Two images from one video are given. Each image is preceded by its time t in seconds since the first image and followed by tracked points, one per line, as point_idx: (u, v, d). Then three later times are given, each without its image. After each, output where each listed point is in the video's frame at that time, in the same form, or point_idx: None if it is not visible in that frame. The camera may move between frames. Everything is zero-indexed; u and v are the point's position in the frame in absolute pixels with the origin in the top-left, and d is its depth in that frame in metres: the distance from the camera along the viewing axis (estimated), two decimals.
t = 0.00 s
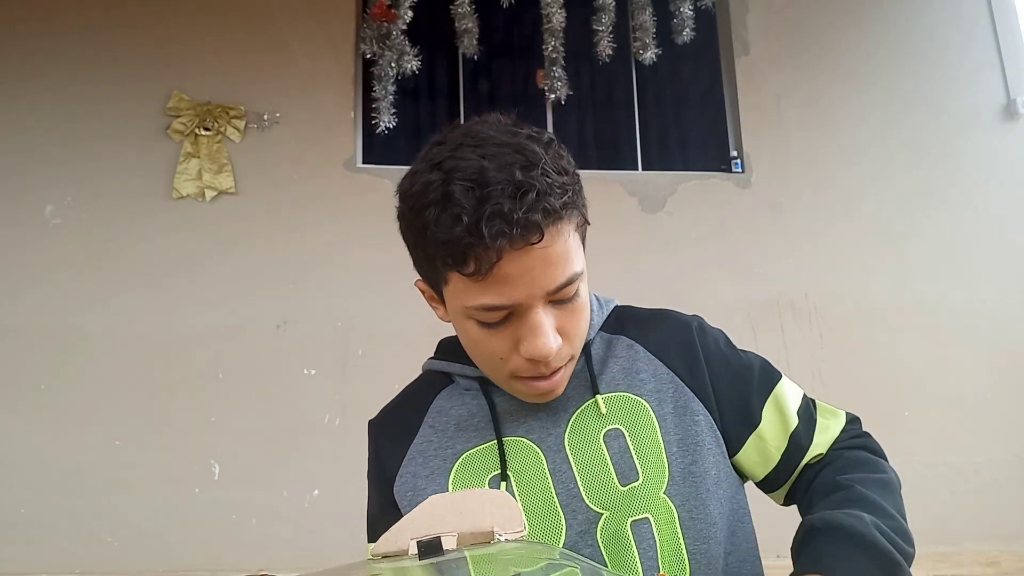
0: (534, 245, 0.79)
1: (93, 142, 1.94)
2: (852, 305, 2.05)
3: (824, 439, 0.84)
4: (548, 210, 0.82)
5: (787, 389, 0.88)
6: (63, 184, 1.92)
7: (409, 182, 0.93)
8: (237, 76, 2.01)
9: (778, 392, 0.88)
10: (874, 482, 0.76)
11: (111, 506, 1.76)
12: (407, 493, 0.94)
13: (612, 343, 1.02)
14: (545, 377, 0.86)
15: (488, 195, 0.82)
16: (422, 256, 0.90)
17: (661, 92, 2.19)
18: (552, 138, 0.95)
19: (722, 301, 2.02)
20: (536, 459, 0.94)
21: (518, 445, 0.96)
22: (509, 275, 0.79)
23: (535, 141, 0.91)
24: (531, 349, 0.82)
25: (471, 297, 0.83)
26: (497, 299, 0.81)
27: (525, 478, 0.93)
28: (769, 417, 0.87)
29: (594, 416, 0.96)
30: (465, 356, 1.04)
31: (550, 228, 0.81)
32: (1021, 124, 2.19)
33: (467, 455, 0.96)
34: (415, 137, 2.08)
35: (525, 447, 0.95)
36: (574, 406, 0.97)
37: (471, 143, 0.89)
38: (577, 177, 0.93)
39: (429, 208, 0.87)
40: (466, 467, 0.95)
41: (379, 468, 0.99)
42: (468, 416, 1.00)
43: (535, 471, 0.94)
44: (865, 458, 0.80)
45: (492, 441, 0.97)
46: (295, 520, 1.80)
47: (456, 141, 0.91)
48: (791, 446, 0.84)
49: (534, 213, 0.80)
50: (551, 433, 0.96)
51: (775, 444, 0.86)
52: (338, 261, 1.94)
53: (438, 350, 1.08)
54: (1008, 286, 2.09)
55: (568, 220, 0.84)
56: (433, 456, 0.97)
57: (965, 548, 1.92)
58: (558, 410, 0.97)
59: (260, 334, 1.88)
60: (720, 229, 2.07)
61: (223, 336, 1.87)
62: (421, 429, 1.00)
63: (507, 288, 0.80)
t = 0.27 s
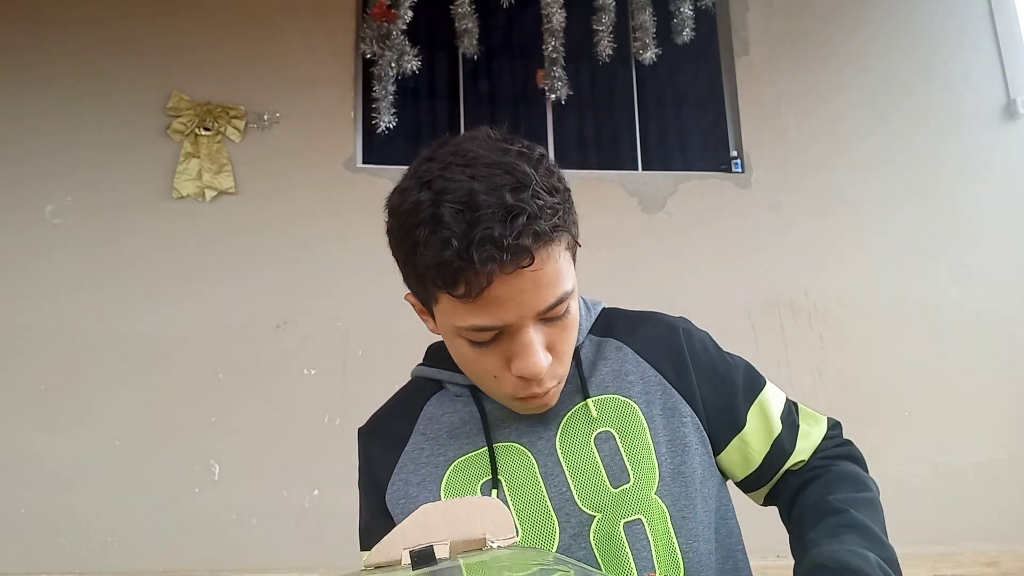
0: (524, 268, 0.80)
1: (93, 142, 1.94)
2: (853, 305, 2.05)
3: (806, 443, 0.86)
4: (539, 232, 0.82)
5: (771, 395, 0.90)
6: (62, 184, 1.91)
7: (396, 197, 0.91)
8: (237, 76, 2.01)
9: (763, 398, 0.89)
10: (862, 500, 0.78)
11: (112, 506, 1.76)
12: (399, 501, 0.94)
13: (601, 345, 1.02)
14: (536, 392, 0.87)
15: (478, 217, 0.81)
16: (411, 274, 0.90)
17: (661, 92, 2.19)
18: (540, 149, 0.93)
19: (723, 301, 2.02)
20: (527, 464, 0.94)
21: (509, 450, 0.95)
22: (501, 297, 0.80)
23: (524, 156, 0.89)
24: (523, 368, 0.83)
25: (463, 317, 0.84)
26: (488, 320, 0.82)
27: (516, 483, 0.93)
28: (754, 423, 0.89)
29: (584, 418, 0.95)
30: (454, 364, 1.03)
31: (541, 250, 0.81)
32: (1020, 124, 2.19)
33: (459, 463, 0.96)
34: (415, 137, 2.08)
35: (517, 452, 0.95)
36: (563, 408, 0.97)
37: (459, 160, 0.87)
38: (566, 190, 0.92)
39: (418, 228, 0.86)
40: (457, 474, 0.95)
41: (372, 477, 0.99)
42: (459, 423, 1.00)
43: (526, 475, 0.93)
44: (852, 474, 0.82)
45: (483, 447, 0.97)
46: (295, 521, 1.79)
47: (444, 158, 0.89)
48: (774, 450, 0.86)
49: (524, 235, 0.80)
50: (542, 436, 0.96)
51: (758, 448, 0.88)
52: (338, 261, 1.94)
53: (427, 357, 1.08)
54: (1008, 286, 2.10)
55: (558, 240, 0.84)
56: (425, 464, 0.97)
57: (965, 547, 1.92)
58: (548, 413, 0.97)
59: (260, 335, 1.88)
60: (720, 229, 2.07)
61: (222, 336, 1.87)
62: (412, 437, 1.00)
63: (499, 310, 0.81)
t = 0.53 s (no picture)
0: (494, 278, 0.80)
1: (93, 143, 1.94)
2: (853, 306, 2.05)
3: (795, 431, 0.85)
4: (507, 241, 0.82)
5: (757, 383, 0.89)
6: (62, 184, 1.92)
7: (368, 214, 0.92)
8: (237, 76, 2.01)
9: (750, 387, 0.89)
10: (850, 490, 0.76)
11: (112, 506, 1.76)
12: (389, 508, 0.95)
13: (583, 342, 1.02)
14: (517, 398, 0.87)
15: (446, 230, 0.82)
16: (386, 288, 0.90)
17: (661, 92, 2.19)
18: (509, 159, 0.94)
19: (723, 301, 2.02)
20: (514, 464, 0.94)
21: (495, 452, 0.96)
22: (472, 308, 0.80)
23: (492, 167, 0.89)
24: (501, 377, 0.83)
25: (438, 330, 0.84)
26: (462, 331, 0.82)
27: (504, 483, 0.93)
28: (739, 412, 0.88)
29: (568, 417, 0.95)
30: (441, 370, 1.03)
31: (510, 259, 0.81)
32: (1021, 124, 2.19)
33: (448, 468, 0.97)
34: (414, 137, 2.08)
35: (503, 453, 0.95)
36: (548, 407, 0.97)
37: (427, 174, 0.88)
38: (536, 197, 0.92)
39: (389, 243, 0.86)
40: (446, 479, 0.96)
41: (364, 483, 1.00)
42: (447, 428, 1.00)
43: (512, 475, 0.94)
44: (842, 462, 0.80)
45: (470, 450, 0.97)
46: (295, 520, 1.80)
47: (413, 172, 0.89)
48: (760, 439, 0.85)
49: (491, 245, 0.80)
50: (528, 436, 0.96)
51: (744, 437, 0.87)
52: (338, 261, 1.94)
53: (415, 364, 1.07)
54: (1008, 286, 2.09)
55: (529, 247, 0.84)
56: (416, 470, 0.98)
57: (966, 548, 1.92)
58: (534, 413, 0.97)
59: (260, 335, 1.88)
60: (720, 229, 2.07)
61: (222, 336, 1.87)
62: (403, 444, 1.01)
63: (471, 320, 0.81)
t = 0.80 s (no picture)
0: (463, 287, 0.80)
1: (93, 143, 1.94)
2: (853, 305, 2.05)
3: (769, 435, 0.86)
4: (475, 249, 0.82)
5: (738, 386, 0.89)
6: (62, 184, 1.92)
7: (343, 228, 0.93)
8: (237, 76, 2.01)
9: (729, 389, 0.89)
10: (801, 518, 0.79)
11: (112, 506, 1.76)
12: (381, 514, 0.96)
13: (568, 340, 1.00)
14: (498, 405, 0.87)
15: (414, 242, 0.82)
16: (364, 301, 0.91)
17: (661, 92, 2.19)
18: (480, 168, 0.94)
19: (723, 301, 2.02)
20: (501, 467, 0.94)
21: (483, 455, 0.96)
22: (443, 319, 0.81)
23: (460, 177, 0.90)
24: (478, 385, 0.83)
25: (413, 341, 0.84)
26: (435, 342, 0.82)
27: (492, 486, 0.94)
28: (718, 411, 0.89)
29: (553, 418, 0.95)
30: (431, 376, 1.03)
31: (479, 267, 0.81)
32: (1020, 123, 2.19)
33: (437, 473, 0.97)
34: (414, 137, 2.08)
35: (491, 457, 0.95)
36: (533, 408, 0.96)
37: (396, 188, 0.89)
38: (507, 203, 0.92)
39: (362, 257, 0.87)
40: (436, 484, 0.96)
41: (358, 490, 1.01)
42: (438, 434, 1.00)
43: (500, 478, 0.94)
44: (805, 489, 0.81)
45: (459, 454, 0.97)
46: (295, 521, 1.80)
47: (383, 185, 0.90)
48: (736, 440, 0.86)
49: (458, 254, 0.81)
50: (514, 438, 0.96)
51: (720, 437, 0.88)
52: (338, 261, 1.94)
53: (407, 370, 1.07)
54: (1009, 286, 2.09)
55: (499, 253, 0.84)
56: (407, 476, 0.98)
57: (966, 548, 1.93)
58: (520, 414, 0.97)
59: (260, 335, 1.88)
60: (720, 229, 2.07)
61: (222, 336, 1.87)
62: (394, 450, 1.01)
63: (443, 331, 0.81)
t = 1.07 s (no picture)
0: (465, 287, 0.80)
1: (93, 143, 1.94)
2: (853, 305, 2.05)
3: (762, 438, 0.88)
4: (476, 249, 0.82)
5: (730, 394, 0.92)
6: (62, 184, 1.92)
7: (340, 229, 0.92)
8: (237, 76, 2.01)
9: (722, 398, 0.91)
10: (817, 501, 0.81)
11: (112, 506, 1.76)
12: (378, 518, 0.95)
13: (568, 349, 1.01)
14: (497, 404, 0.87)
15: (414, 242, 0.82)
16: (362, 301, 0.91)
17: (661, 92, 2.19)
18: (476, 170, 0.94)
19: (723, 301, 2.02)
20: (499, 470, 0.94)
21: (482, 459, 0.95)
22: (445, 316, 0.80)
23: (457, 179, 0.90)
24: (480, 385, 0.83)
25: (414, 340, 0.84)
26: (437, 340, 0.82)
27: (491, 489, 0.93)
28: (714, 416, 0.90)
29: (551, 422, 0.94)
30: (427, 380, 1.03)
31: (481, 266, 0.81)
32: (1021, 123, 2.19)
33: (435, 476, 0.97)
34: (414, 137, 2.08)
35: (489, 460, 0.95)
36: (532, 413, 0.96)
37: (394, 189, 0.88)
38: (503, 206, 0.93)
39: (362, 256, 0.87)
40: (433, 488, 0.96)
41: (351, 496, 1.00)
42: (434, 438, 1.00)
43: (498, 481, 0.93)
44: (804, 476, 0.84)
45: (456, 458, 0.97)
46: (295, 520, 1.80)
47: (381, 187, 0.90)
48: (734, 442, 0.88)
49: (460, 254, 0.81)
50: (513, 442, 0.95)
51: (717, 442, 0.89)
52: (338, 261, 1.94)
53: (399, 374, 1.07)
54: (1008, 286, 2.09)
55: (500, 253, 0.84)
56: (403, 480, 0.98)
57: (965, 548, 1.92)
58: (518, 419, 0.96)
59: (260, 335, 1.88)
60: (720, 229, 2.07)
61: (222, 335, 1.87)
62: (390, 454, 1.01)
63: (444, 329, 0.81)
